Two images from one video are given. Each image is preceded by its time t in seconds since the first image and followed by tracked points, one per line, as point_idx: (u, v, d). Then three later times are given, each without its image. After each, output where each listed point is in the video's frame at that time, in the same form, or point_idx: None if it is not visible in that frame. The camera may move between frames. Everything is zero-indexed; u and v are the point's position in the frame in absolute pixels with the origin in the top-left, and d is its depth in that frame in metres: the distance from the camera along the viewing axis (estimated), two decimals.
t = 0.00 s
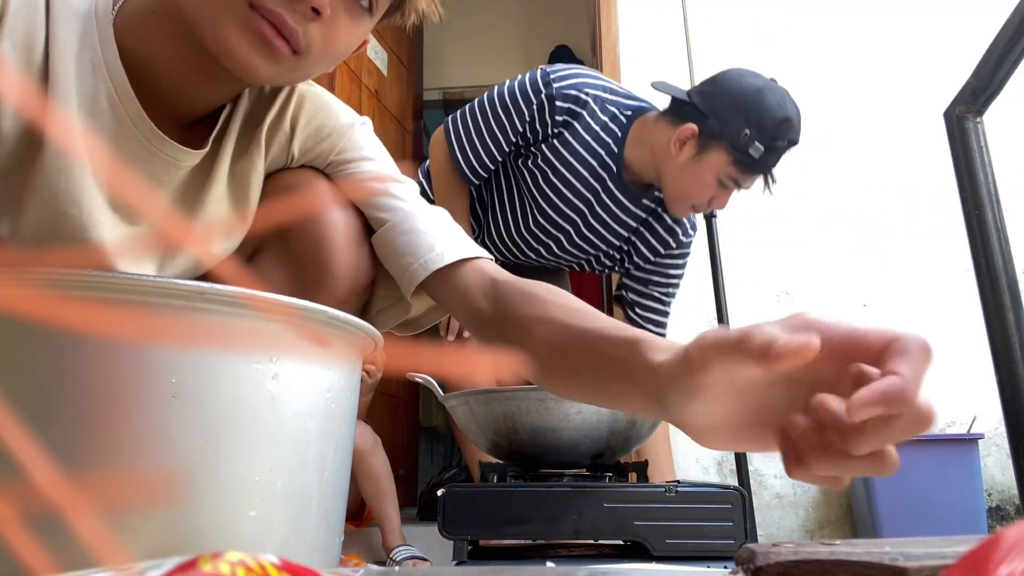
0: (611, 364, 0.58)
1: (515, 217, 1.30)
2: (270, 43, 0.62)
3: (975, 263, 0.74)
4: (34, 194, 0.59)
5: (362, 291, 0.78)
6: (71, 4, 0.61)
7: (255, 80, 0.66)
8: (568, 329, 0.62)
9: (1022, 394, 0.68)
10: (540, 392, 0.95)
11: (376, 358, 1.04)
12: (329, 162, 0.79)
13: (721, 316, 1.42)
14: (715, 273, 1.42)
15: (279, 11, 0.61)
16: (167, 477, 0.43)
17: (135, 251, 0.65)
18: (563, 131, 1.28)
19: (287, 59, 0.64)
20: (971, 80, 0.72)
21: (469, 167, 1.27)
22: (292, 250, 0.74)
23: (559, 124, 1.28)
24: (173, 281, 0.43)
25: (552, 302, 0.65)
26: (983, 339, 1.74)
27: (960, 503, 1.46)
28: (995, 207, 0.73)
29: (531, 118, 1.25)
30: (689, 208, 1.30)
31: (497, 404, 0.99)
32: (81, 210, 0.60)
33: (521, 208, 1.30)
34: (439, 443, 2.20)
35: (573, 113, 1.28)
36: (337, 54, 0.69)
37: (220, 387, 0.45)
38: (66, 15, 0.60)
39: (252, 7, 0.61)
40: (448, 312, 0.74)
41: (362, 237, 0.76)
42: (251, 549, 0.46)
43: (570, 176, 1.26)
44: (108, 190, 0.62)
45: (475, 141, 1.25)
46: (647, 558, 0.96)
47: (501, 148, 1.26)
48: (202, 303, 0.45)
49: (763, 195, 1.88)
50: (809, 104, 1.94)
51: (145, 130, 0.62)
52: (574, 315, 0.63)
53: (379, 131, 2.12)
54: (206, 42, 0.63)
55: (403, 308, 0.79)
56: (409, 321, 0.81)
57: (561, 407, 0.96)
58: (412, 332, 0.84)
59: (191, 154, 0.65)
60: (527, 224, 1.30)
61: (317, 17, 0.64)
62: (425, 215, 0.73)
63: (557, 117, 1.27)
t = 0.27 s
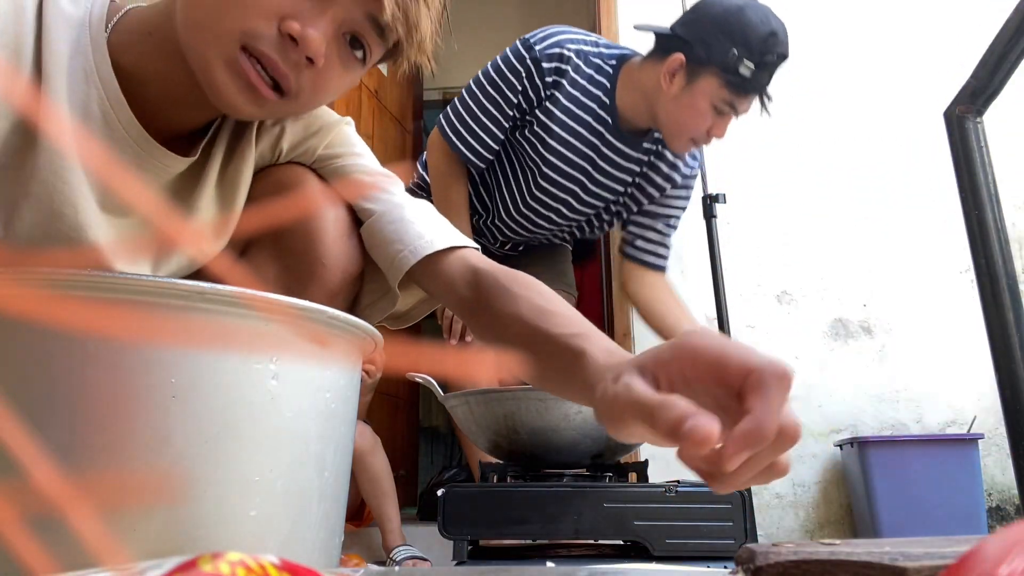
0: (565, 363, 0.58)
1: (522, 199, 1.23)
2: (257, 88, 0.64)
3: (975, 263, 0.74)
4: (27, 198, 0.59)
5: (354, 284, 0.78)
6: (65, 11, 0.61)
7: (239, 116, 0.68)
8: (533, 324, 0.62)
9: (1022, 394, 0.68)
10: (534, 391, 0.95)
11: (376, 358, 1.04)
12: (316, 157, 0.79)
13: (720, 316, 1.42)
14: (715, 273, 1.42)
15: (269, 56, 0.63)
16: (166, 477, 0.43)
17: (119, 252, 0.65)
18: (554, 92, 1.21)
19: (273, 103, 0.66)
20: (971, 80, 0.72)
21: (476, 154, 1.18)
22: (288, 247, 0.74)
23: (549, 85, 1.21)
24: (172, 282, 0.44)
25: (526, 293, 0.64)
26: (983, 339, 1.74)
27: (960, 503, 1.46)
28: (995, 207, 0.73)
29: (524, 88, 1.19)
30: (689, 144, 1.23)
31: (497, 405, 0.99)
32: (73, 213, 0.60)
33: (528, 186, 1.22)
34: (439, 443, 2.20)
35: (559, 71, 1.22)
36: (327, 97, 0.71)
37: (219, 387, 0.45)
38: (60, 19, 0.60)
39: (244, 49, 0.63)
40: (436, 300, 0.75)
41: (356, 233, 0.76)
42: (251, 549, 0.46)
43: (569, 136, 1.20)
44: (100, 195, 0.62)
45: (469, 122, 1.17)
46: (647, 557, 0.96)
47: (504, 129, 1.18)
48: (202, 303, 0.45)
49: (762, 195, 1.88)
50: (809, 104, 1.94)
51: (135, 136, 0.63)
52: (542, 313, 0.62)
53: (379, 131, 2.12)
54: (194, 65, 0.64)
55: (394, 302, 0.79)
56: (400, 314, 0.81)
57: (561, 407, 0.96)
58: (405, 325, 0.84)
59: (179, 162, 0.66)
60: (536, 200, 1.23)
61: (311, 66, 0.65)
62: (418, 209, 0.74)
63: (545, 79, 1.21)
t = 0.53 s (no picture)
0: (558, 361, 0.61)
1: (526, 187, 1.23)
2: (252, 116, 0.67)
3: (975, 263, 0.74)
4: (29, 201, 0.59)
5: (352, 283, 0.78)
6: (70, 19, 0.62)
7: (231, 138, 0.70)
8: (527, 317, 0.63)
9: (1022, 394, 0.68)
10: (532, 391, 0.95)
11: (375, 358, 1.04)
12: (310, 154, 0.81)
13: (720, 316, 1.42)
14: (715, 274, 1.42)
15: (265, 86, 0.65)
16: (166, 477, 0.43)
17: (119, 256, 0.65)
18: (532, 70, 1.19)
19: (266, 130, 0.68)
20: (971, 80, 0.72)
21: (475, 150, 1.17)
22: (287, 247, 0.74)
23: (526, 64, 1.19)
24: (173, 281, 0.43)
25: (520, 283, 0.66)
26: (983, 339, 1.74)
27: (960, 503, 1.46)
28: (995, 207, 0.73)
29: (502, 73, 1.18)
30: (654, 84, 1.16)
31: (497, 405, 0.99)
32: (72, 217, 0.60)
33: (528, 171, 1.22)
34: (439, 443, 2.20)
35: (533, 48, 1.20)
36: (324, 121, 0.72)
37: (219, 387, 0.45)
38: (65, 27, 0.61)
39: (240, 80, 0.65)
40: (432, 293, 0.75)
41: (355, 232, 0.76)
42: (251, 549, 0.46)
43: (552, 111, 1.18)
44: (97, 199, 0.62)
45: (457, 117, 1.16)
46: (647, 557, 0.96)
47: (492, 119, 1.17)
48: (202, 303, 0.45)
49: (762, 196, 1.88)
50: (808, 104, 1.95)
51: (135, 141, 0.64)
52: (539, 308, 0.63)
53: (379, 131, 2.12)
54: (190, 84, 0.66)
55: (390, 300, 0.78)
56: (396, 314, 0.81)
57: (561, 408, 0.96)
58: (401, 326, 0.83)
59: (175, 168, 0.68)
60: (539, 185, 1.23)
61: (306, 97, 0.66)
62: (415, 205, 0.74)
63: (521, 59, 1.19)
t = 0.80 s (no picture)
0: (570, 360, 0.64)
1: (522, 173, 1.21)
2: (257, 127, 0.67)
3: (975, 263, 0.74)
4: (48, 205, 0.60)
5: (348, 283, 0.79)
6: (95, 28, 0.64)
7: (239, 149, 0.70)
8: (530, 316, 0.66)
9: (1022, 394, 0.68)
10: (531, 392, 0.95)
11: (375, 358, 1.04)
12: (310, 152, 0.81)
13: (720, 316, 1.42)
14: (715, 274, 1.42)
15: (267, 99, 0.65)
16: (167, 476, 0.43)
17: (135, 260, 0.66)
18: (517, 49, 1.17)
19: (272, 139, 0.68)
20: (971, 80, 0.72)
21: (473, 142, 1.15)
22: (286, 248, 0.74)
23: (511, 44, 1.17)
24: (174, 281, 0.43)
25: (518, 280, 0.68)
26: (983, 339, 1.74)
27: (960, 503, 1.46)
28: (995, 207, 0.73)
29: (486, 59, 1.15)
30: (621, 21, 1.13)
31: (497, 405, 0.98)
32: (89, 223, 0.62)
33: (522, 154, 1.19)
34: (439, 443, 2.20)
35: (514, 27, 1.18)
36: (329, 129, 0.73)
37: (219, 387, 0.45)
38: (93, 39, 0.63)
39: (245, 90, 0.65)
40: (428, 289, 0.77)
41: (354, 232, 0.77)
42: (250, 549, 0.46)
43: (541, 87, 1.16)
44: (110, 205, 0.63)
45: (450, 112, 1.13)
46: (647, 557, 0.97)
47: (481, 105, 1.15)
48: (202, 303, 0.44)
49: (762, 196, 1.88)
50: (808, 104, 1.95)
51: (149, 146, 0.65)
52: (544, 305, 0.66)
53: (379, 130, 2.12)
54: (196, 94, 0.67)
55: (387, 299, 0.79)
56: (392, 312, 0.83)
57: (561, 408, 0.96)
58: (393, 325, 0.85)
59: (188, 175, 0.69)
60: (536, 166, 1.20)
61: (312, 109, 0.67)
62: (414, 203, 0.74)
63: (505, 40, 1.16)
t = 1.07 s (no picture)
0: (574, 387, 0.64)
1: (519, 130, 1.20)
2: (279, 136, 0.68)
3: (974, 263, 0.74)
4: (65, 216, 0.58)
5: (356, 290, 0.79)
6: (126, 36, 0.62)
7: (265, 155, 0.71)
8: (538, 332, 0.66)
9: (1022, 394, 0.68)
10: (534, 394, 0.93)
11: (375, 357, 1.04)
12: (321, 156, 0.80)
13: (720, 316, 1.42)
14: (716, 273, 1.42)
15: (288, 107, 0.67)
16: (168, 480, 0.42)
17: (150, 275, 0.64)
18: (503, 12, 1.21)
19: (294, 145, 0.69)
20: (970, 80, 0.72)
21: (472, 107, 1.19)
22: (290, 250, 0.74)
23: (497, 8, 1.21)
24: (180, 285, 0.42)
25: (527, 295, 0.68)
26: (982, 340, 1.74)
27: (961, 502, 1.46)
28: (995, 207, 0.73)
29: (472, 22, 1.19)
30: None
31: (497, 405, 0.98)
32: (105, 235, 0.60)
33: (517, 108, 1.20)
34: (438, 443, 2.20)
35: None
36: (351, 138, 0.74)
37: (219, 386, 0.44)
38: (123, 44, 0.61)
39: (266, 97, 0.67)
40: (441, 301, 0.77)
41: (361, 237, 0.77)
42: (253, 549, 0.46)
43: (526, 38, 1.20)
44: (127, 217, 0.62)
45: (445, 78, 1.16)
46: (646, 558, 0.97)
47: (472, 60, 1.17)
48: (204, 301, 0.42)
49: (762, 195, 1.88)
50: (808, 104, 1.94)
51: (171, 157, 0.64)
52: (549, 321, 0.67)
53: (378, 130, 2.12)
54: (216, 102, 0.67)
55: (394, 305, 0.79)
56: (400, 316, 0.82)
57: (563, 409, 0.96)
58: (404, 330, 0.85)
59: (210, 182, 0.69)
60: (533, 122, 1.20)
61: (331, 117, 0.68)
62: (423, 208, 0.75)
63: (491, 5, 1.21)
